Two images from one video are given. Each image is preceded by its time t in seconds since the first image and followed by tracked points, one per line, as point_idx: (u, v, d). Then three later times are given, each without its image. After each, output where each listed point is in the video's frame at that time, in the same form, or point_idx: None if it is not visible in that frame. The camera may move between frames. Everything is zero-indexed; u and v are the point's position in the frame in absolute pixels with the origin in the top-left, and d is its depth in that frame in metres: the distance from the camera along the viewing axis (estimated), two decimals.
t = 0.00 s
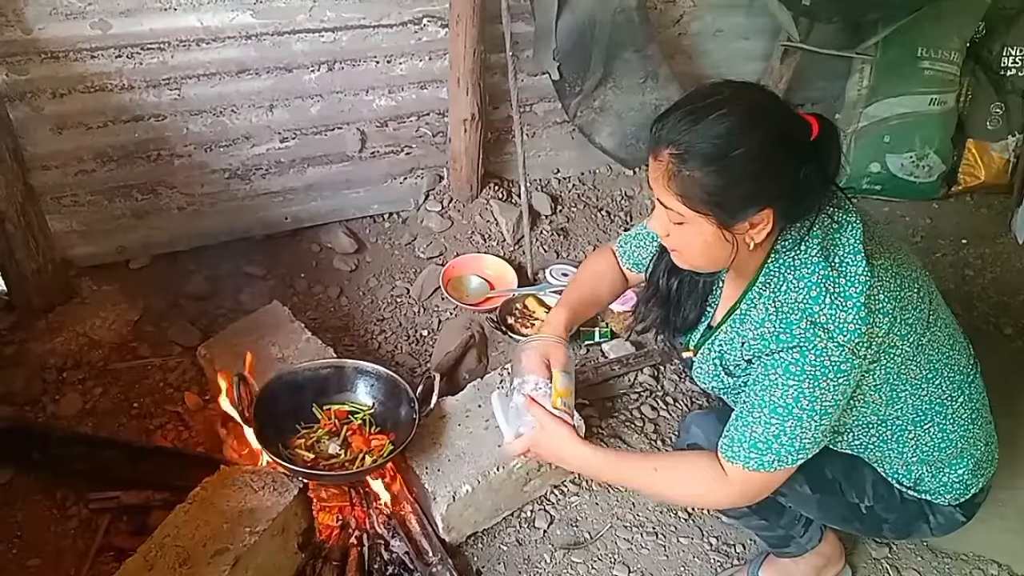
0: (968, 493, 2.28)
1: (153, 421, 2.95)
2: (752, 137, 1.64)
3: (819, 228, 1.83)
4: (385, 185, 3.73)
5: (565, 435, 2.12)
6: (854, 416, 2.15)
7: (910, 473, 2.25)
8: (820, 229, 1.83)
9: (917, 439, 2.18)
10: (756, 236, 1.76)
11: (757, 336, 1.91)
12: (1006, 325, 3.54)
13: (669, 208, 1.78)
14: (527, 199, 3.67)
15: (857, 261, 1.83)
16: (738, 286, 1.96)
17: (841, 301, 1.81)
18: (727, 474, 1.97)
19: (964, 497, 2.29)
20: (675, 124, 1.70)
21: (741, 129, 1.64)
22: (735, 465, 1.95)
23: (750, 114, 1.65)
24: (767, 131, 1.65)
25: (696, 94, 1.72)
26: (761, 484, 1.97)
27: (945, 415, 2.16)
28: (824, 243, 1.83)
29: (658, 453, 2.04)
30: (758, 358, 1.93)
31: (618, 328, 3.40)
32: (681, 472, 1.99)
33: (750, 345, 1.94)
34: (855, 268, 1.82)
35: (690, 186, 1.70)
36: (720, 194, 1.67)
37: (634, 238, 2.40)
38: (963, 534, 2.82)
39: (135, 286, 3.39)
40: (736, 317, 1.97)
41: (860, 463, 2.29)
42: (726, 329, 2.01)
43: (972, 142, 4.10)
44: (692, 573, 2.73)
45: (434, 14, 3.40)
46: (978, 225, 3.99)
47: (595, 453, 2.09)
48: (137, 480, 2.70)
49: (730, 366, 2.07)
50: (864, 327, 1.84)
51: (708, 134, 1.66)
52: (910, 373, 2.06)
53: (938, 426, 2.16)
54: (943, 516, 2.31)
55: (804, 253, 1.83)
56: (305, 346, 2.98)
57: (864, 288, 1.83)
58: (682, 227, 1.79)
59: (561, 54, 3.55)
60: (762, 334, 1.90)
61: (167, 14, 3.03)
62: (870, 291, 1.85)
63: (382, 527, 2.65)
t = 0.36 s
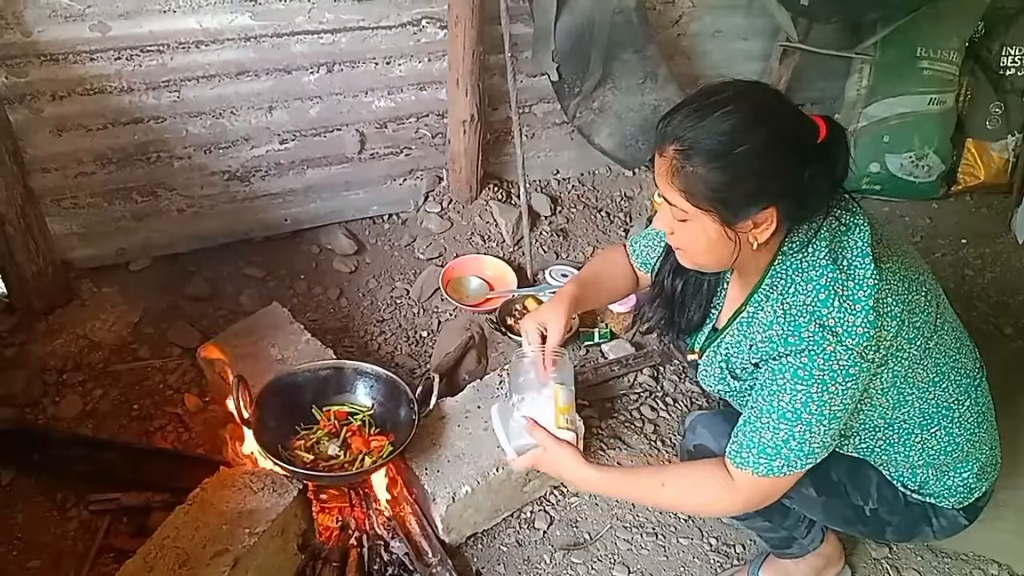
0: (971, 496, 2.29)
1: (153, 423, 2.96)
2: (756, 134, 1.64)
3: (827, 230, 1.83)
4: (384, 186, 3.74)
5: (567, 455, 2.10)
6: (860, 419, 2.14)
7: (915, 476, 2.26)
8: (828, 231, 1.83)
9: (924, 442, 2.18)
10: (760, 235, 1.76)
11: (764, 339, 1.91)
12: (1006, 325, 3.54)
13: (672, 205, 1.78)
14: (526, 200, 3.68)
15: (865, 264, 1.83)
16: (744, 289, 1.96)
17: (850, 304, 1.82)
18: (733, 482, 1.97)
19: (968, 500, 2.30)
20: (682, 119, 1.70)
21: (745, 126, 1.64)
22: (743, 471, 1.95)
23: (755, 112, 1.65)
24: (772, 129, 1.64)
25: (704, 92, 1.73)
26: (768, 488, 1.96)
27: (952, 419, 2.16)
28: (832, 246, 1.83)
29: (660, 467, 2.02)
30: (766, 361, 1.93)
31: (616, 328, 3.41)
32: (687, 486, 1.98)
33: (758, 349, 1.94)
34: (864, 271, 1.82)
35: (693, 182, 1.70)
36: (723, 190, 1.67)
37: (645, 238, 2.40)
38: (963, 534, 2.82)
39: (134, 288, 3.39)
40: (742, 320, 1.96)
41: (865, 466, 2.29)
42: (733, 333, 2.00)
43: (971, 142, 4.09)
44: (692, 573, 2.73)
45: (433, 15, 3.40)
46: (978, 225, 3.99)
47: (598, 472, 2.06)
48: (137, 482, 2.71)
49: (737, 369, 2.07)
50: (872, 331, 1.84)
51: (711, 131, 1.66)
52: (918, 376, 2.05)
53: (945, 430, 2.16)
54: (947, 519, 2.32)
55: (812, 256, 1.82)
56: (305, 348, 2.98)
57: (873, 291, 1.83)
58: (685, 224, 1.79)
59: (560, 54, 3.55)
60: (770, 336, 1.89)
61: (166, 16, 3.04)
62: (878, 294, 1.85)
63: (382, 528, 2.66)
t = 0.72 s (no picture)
0: (971, 498, 2.30)
1: (151, 423, 2.95)
2: (755, 132, 1.63)
3: (826, 230, 1.82)
4: (381, 185, 3.73)
5: (567, 473, 2.09)
6: (861, 421, 2.14)
7: (916, 479, 2.26)
8: (828, 232, 1.82)
9: (924, 445, 2.18)
10: (754, 235, 1.76)
11: (764, 342, 1.90)
12: (1003, 322, 3.54)
13: (668, 201, 1.79)
14: (523, 199, 3.67)
15: (864, 266, 1.82)
16: (743, 291, 1.96)
17: (850, 307, 1.81)
18: (733, 489, 1.96)
19: (967, 504, 2.31)
20: (680, 115, 1.70)
21: (742, 122, 1.64)
22: (745, 476, 1.95)
23: (754, 109, 1.64)
24: (769, 127, 1.63)
25: (705, 88, 1.72)
26: (768, 492, 1.97)
27: (953, 421, 2.16)
28: (832, 248, 1.82)
29: (659, 481, 2.00)
30: (766, 364, 1.92)
31: (615, 327, 3.39)
32: (688, 500, 1.97)
33: (758, 352, 1.94)
34: (863, 274, 1.82)
35: (687, 178, 1.70)
36: (717, 187, 1.67)
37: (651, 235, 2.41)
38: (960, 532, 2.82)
39: (131, 288, 3.39)
40: (742, 322, 1.95)
41: (865, 468, 2.29)
42: (732, 334, 1.99)
43: (968, 140, 4.08)
44: (690, 573, 2.73)
45: (429, 15, 3.39)
46: (976, 222, 3.99)
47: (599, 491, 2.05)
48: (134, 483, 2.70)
49: (736, 372, 2.06)
50: (872, 334, 1.84)
51: (709, 126, 1.65)
52: (919, 378, 2.05)
53: (945, 432, 2.16)
54: (946, 522, 2.33)
55: (812, 258, 1.82)
56: (302, 348, 2.97)
57: (873, 294, 1.83)
58: (679, 221, 1.80)
59: (556, 53, 3.54)
60: (770, 339, 1.89)
61: (162, 16, 3.03)
62: (878, 297, 1.85)
63: (380, 528, 2.65)
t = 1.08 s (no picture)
0: (968, 498, 2.29)
1: (149, 423, 2.94)
2: (761, 129, 1.63)
3: (828, 231, 1.83)
4: (380, 184, 3.72)
5: (568, 476, 2.08)
6: (861, 421, 2.14)
7: (914, 478, 2.26)
8: (829, 233, 1.83)
9: (924, 445, 2.17)
10: (753, 236, 1.76)
11: (765, 343, 1.90)
12: (1002, 322, 3.54)
13: (670, 194, 1.78)
14: (522, 198, 3.67)
15: (865, 268, 1.83)
16: (743, 291, 1.96)
17: (852, 309, 1.82)
18: (734, 490, 1.96)
19: (965, 502, 2.30)
20: (689, 109, 1.69)
21: (750, 118, 1.63)
22: (747, 478, 1.94)
23: (762, 107, 1.64)
24: (776, 125, 1.63)
25: (715, 84, 1.71)
26: (769, 494, 1.96)
27: (952, 421, 2.16)
28: (833, 249, 1.83)
29: (659, 484, 1.99)
30: (767, 365, 1.92)
31: (614, 327, 3.39)
32: (690, 502, 1.96)
33: (759, 353, 1.94)
34: (864, 275, 1.83)
35: (690, 172, 1.70)
36: (720, 184, 1.66)
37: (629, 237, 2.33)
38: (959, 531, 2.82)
39: (129, 288, 3.38)
40: (743, 324, 1.95)
41: (863, 467, 2.29)
42: (733, 336, 1.99)
43: (967, 139, 4.09)
44: (690, 572, 2.73)
45: (428, 13, 3.39)
46: (974, 221, 3.99)
47: (601, 495, 2.04)
48: (133, 483, 2.70)
49: (737, 373, 2.06)
50: (874, 335, 1.84)
51: (716, 122, 1.65)
52: (919, 379, 2.05)
53: (945, 432, 2.16)
54: (944, 521, 2.33)
55: (814, 259, 1.82)
56: (300, 347, 2.97)
57: (874, 295, 1.83)
58: (678, 215, 1.79)
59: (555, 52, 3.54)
60: (771, 340, 1.89)
61: (160, 14, 3.02)
62: (880, 298, 1.85)
63: (379, 528, 2.65)
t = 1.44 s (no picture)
0: (964, 486, 2.29)
1: (145, 424, 2.94)
2: (751, 109, 1.64)
3: (816, 218, 1.83)
4: (376, 184, 3.72)
5: (560, 428, 2.07)
6: (853, 409, 2.13)
7: (909, 469, 2.25)
8: (819, 219, 1.83)
9: (918, 433, 2.17)
10: (739, 215, 1.75)
11: (753, 326, 1.90)
12: (997, 320, 3.55)
13: (659, 172, 1.77)
14: (519, 198, 3.67)
15: (856, 253, 1.83)
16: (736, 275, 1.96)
17: (840, 292, 1.81)
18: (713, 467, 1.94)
19: (960, 491, 2.30)
20: (679, 88, 1.70)
21: (740, 98, 1.64)
22: (724, 458, 1.92)
23: (753, 87, 1.65)
24: (766, 104, 1.64)
25: (707, 65, 1.72)
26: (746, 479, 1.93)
27: (944, 409, 2.16)
28: (824, 236, 1.82)
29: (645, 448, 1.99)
30: (754, 348, 1.92)
31: (610, 326, 3.39)
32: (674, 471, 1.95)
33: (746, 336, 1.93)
34: (855, 260, 1.82)
35: (679, 151, 1.69)
36: (710, 162, 1.66)
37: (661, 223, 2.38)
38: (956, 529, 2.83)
39: (124, 288, 3.37)
40: (733, 308, 1.95)
41: (858, 459, 2.27)
42: (726, 322, 1.98)
43: (963, 138, 4.09)
44: (687, 571, 2.73)
45: (424, 13, 3.38)
46: (969, 220, 4.00)
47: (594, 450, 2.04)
48: (129, 484, 2.69)
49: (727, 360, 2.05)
50: (861, 318, 1.84)
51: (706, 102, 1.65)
52: (910, 366, 2.05)
53: (937, 420, 2.16)
54: (940, 511, 2.32)
55: (804, 244, 1.82)
56: (297, 347, 2.96)
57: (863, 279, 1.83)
58: (667, 194, 1.79)
59: (552, 52, 3.54)
60: (759, 323, 1.88)
61: (155, 13, 3.01)
62: (868, 282, 1.85)
63: (376, 528, 2.64)
